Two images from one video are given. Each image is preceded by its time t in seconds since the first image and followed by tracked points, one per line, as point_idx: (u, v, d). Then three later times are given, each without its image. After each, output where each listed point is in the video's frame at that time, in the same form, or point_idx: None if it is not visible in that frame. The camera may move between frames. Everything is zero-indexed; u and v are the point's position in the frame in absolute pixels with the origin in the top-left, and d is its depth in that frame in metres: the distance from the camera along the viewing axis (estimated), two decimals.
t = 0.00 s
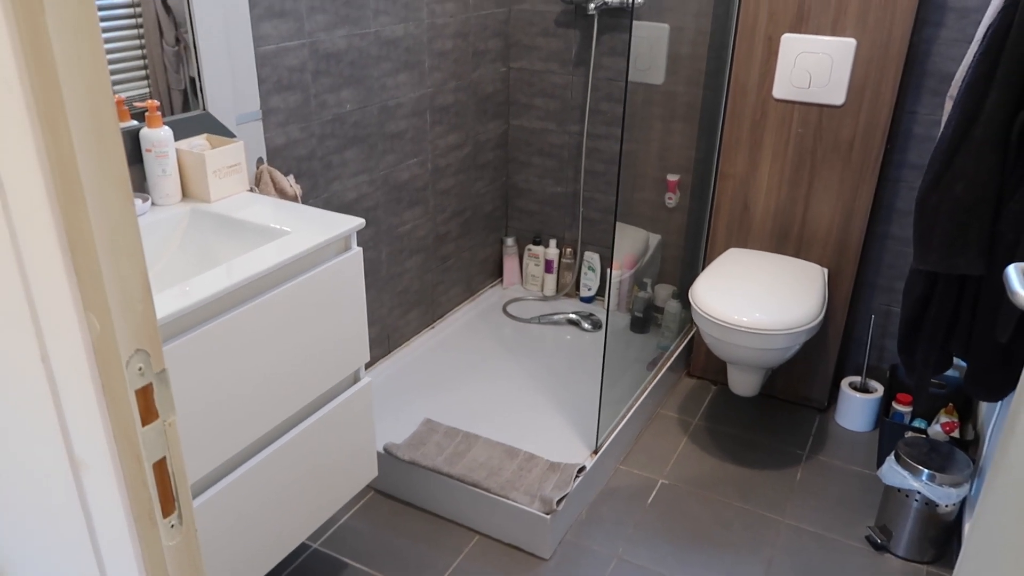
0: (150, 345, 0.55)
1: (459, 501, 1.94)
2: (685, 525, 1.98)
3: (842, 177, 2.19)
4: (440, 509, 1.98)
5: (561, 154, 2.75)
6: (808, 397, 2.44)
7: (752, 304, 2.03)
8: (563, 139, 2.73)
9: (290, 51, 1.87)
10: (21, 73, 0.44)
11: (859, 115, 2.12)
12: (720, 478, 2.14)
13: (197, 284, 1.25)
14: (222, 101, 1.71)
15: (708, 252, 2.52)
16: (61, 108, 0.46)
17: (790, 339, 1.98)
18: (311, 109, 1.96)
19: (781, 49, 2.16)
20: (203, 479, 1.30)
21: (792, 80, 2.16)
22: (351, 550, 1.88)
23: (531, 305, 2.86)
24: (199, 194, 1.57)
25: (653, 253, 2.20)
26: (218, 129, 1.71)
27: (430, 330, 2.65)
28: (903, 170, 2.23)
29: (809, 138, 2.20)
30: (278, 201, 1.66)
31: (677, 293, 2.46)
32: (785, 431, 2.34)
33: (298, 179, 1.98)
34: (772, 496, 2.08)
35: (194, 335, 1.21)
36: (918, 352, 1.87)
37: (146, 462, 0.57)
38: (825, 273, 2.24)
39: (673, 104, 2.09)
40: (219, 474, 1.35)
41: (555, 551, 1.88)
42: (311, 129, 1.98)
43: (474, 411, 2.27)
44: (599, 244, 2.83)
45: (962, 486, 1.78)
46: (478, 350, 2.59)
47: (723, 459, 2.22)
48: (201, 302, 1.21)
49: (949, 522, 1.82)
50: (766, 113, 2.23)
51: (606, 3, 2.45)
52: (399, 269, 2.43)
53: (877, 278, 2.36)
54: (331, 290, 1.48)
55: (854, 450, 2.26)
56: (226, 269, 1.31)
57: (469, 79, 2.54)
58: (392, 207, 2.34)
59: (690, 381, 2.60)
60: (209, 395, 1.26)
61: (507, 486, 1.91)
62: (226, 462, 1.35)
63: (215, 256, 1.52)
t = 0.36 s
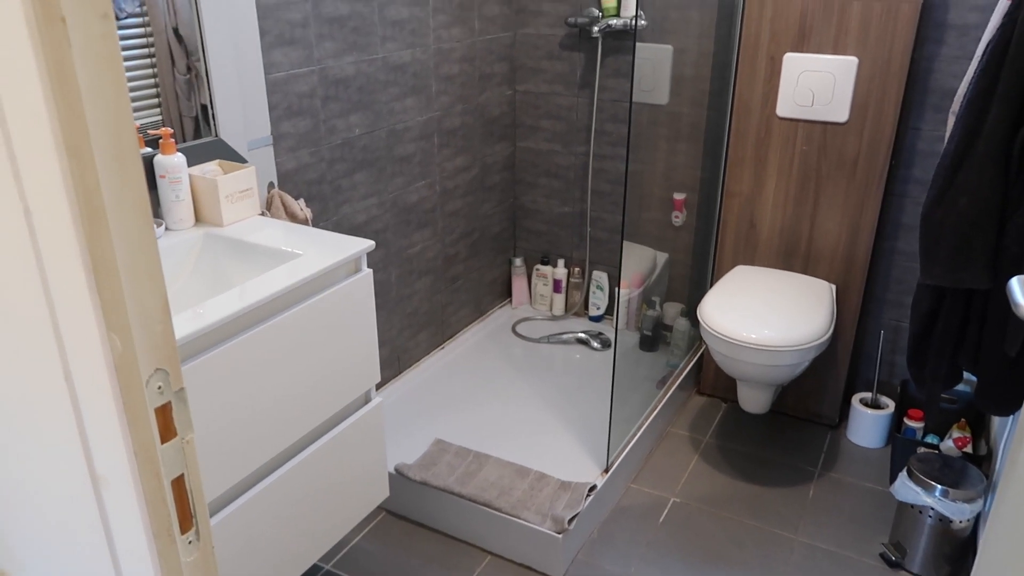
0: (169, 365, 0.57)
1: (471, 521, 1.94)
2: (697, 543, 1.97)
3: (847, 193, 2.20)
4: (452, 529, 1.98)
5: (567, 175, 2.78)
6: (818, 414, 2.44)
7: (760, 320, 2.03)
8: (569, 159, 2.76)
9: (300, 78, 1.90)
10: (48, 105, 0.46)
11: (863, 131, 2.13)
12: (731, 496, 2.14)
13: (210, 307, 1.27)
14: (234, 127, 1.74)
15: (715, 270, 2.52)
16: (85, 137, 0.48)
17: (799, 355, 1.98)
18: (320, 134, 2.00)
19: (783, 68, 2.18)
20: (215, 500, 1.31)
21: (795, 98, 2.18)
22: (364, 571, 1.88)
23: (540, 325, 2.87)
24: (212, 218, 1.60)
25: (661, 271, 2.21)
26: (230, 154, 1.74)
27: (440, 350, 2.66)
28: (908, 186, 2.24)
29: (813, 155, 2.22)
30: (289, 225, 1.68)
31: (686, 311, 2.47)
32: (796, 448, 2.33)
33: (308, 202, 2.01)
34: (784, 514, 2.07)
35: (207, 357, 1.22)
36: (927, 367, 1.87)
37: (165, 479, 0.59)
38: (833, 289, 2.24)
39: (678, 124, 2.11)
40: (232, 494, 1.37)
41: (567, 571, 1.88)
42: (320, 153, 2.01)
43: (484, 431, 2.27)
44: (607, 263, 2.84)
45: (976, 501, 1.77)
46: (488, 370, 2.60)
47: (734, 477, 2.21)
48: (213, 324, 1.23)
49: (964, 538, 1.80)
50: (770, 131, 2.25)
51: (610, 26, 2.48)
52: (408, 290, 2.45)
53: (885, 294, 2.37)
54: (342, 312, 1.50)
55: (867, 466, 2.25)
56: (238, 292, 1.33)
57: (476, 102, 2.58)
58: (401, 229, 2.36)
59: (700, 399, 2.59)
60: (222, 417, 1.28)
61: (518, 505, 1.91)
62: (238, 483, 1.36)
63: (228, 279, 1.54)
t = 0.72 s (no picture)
0: (176, 379, 0.58)
1: (476, 533, 1.94)
2: (704, 556, 1.97)
3: (853, 205, 2.21)
4: (458, 541, 1.98)
5: (574, 187, 2.79)
6: (826, 426, 2.43)
7: (767, 332, 2.03)
8: (575, 172, 2.78)
9: (309, 92, 1.93)
10: (60, 125, 0.48)
11: (869, 143, 2.14)
12: (738, 508, 2.13)
13: (218, 320, 1.28)
14: (243, 142, 1.77)
15: (721, 282, 2.53)
16: (96, 156, 0.49)
17: (805, 366, 1.98)
18: (329, 148, 2.02)
19: (789, 81, 2.19)
20: (222, 510, 1.33)
21: (801, 111, 2.19)
22: None
23: (547, 337, 2.88)
24: (221, 231, 1.62)
25: (667, 283, 2.21)
26: (239, 168, 1.76)
27: (447, 362, 2.67)
28: (915, 198, 2.25)
29: (819, 167, 2.22)
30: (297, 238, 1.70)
31: (692, 322, 2.47)
32: (804, 461, 2.33)
33: (316, 215, 2.03)
34: (791, 526, 2.06)
35: (215, 369, 1.24)
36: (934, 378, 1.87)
37: (171, 490, 0.60)
38: (840, 301, 2.24)
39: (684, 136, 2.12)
40: (239, 505, 1.38)
41: None
42: (328, 166, 2.03)
43: (491, 442, 2.28)
44: (613, 275, 2.85)
45: (984, 514, 1.77)
46: (495, 381, 2.61)
47: (741, 489, 2.21)
48: (221, 336, 1.24)
49: (972, 551, 1.79)
50: (776, 143, 2.26)
51: (616, 39, 2.50)
52: (416, 301, 2.46)
53: (892, 305, 2.36)
54: (350, 324, 1.51)
55: (874, 479, 2.24)
56: (246, 304, 1.35)
57: (483, 115, 2.60)
58: (409, 241, 2.38)
59: (707, 411, 2.59)
60: (229, 428, 1.29)
61: (524, 517, 1.91)
62: (246, 494, 1.37)
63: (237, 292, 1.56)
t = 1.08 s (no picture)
0: (185, 389, 0.59)
1: (488, 545, 1.94)
2: (717, 568, 1.95)
3: (864, 215, 2.20)
4: (470, 553, 1.98)
5: (585, 199, 2.80)
6: (840, 437, 2.42)
7: (778, 343, 2.03)
8: (586, 184, 2.79)
9: (321, 108, 1.95)
10: (72, 142, 0.49)
11: (879, 153, 2.14)
12: (752, 520, 2.12)
13: (231, 332, 1.30)
14: (256, 157, 1.79)
15: (733, 293, 2.52)
16: (105, 172, 0.51)
17: (818, 377, 1.98)
18: (340, 162, 2.04)
19: (798, 91, 2.19)
20: (236, 521, 1.34)
21: (811, 121, 2.19)
22: None
23: (559, 349, 2.88)
24: (234, 246, 1.64)
25: (679, 293, 2.21)
26: (252, 183, 1.79)
27: (459, 374, 2.68)
28: (926, 207, 2.24)
29: (829, 177, 2.22)
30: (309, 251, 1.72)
31: (704, 334, 2.46)
32: (818, 472, 2.31)
33: (328, 229, 2.05)
34: (806, 538, 2.05)
35: (227, 381, 1.25)
36: (949, 388, 1.86)
37: (181, 499, 0.61)
38: (852, 311, 2.23)
39: (694, 147, 2.13)
40: (252, 517, 1.39)
41: None
42: (340, 181, 2.05)
43: (503, 454, 2.28)
44: (625, 286, 2.86)
45: (1002, 526, 1.75)
46: (507, 393, 2.61)
47: (755, 500, 2.20)
48: (234, 349, 1.26)
49: (990, 563, 1.77)
50: (785, 153, 2.26)
51: (625, 52, 2.52)
52: (427, 314, 2.47)
53: (906, 315, 2.35)
54: (360, 336, 1.52)
55: (890, 490, 2.22)
56: (259, 317, 1.36)
57: (494, 129, 2.62)
58: (420, 254, 2.40)
59: (721, 422, 2.58)
60: (242, 439, 1.30)
61: (536, 528, 1.91)
62: (259, 505, 1.39)
63: (250, 305, 1.57)
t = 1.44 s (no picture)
0: (189, 401, 0.59)
1: (492, 557, 1.93)
2: None
3: (868, 225, 2.20)
4: (474, 565, 1.98)
5: (589, 210, 2.81)
6: (846, 448, 2.41)
7: (783, 354, 2.02)
8: (589, 195, 2.79)
9: (325, 120, 1.96)
10: (78, 157, 0.50)
11: (883, 163, 2.14)
12: (757, 532, 2.11)
13: (235, 343, 1.30)
14: (260, 169, 1.80)
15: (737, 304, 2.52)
16: (112, 185, 0.51)
17: (822, 388, 1.97)
18: (345, 174, 2.05)
19: (801, 103, 2.19)
20: (240, 532, 1.34)
21: (814, 132, 2.19)
22: None
23: (563, 359, 2.88)
24: (239, 257, 1.64)
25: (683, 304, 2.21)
26: (256, 195, 1.79)
27: (463, 385, 2.68)
28: (930, 218, 2.24)
29: (833, 188, 2.22)
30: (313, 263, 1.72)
31: (709, 344, 2.46)
32: (823, 484, 2.30)
33: (333, 240, 2.05)
34: (812, 550, 2.04)
35: (231, 393, 1.26)
36: (954, 400, 1.85)
37: (184, 510, 0.61)
38: (856, 322, 2.23)
39: (697, 159, 2.13)
40: (255, 529, 1.39)
41: None
42: (344, 192, 2.06)
43: (507, 466, 2.28)
44: (628, 297, 2.85)
45: (1009, 538, 1.73)
46: (511, 404, 2.61)
47: (760, 512, 2.19)
48: (238, 360, 1.26)
49: None
50: (789, 164, 2.26)
51: (628, 64, 2.53)
52: (431, 325, 2.47)
53: (911, 325, 2.35)
54: (364, 347, 1.52)
55: (896, 502, 2.21)
56: (263, 328, 1.36)
57: (498, 140, 2.63)
58: (424, 265, 2.40)
59: (725, 433, 2.57)
60: (246, 450, 1.31)
61: (540, 541, 1.91)
62: (262, 516, 1.38)
63: (254, 317, 1.58)
